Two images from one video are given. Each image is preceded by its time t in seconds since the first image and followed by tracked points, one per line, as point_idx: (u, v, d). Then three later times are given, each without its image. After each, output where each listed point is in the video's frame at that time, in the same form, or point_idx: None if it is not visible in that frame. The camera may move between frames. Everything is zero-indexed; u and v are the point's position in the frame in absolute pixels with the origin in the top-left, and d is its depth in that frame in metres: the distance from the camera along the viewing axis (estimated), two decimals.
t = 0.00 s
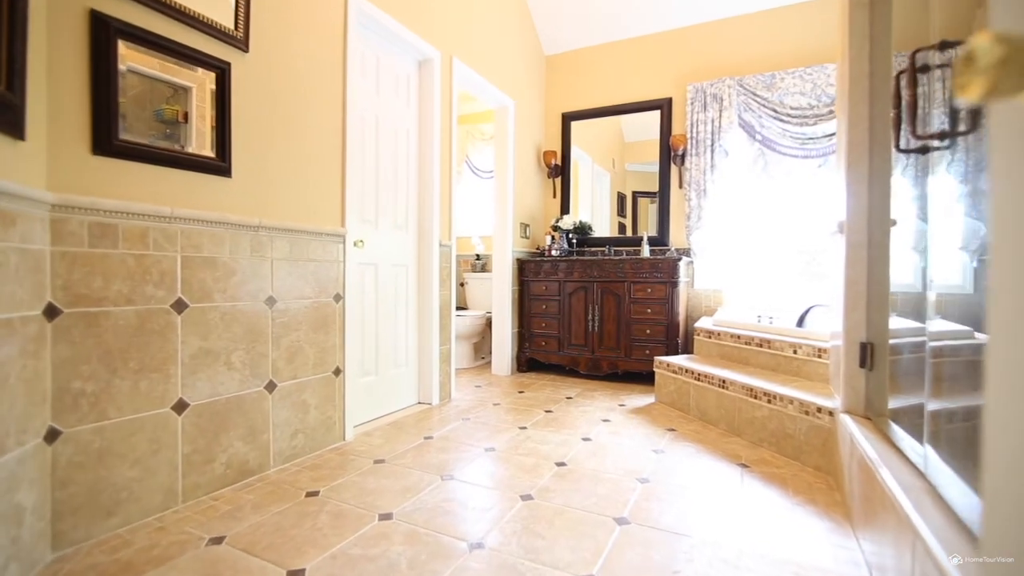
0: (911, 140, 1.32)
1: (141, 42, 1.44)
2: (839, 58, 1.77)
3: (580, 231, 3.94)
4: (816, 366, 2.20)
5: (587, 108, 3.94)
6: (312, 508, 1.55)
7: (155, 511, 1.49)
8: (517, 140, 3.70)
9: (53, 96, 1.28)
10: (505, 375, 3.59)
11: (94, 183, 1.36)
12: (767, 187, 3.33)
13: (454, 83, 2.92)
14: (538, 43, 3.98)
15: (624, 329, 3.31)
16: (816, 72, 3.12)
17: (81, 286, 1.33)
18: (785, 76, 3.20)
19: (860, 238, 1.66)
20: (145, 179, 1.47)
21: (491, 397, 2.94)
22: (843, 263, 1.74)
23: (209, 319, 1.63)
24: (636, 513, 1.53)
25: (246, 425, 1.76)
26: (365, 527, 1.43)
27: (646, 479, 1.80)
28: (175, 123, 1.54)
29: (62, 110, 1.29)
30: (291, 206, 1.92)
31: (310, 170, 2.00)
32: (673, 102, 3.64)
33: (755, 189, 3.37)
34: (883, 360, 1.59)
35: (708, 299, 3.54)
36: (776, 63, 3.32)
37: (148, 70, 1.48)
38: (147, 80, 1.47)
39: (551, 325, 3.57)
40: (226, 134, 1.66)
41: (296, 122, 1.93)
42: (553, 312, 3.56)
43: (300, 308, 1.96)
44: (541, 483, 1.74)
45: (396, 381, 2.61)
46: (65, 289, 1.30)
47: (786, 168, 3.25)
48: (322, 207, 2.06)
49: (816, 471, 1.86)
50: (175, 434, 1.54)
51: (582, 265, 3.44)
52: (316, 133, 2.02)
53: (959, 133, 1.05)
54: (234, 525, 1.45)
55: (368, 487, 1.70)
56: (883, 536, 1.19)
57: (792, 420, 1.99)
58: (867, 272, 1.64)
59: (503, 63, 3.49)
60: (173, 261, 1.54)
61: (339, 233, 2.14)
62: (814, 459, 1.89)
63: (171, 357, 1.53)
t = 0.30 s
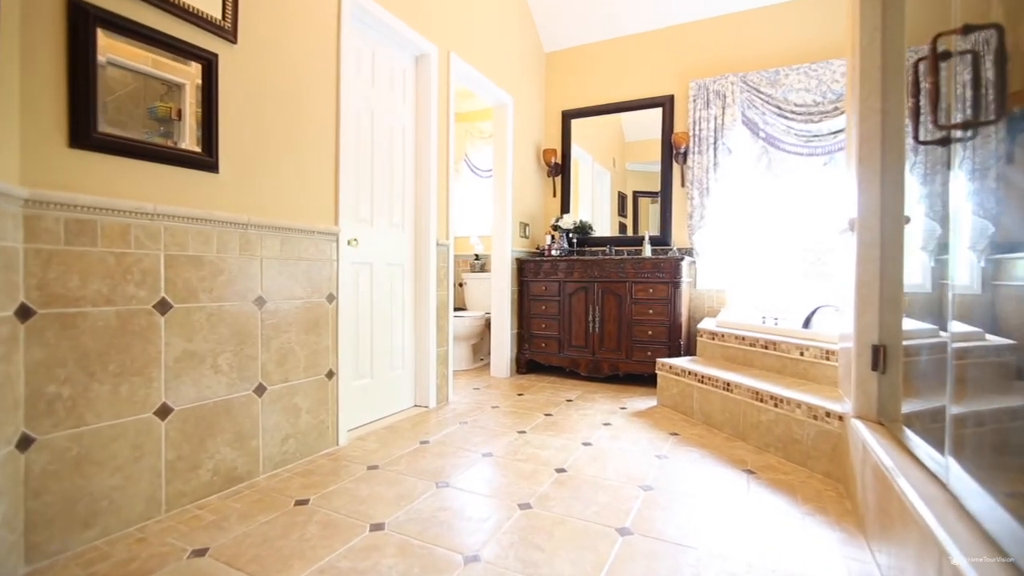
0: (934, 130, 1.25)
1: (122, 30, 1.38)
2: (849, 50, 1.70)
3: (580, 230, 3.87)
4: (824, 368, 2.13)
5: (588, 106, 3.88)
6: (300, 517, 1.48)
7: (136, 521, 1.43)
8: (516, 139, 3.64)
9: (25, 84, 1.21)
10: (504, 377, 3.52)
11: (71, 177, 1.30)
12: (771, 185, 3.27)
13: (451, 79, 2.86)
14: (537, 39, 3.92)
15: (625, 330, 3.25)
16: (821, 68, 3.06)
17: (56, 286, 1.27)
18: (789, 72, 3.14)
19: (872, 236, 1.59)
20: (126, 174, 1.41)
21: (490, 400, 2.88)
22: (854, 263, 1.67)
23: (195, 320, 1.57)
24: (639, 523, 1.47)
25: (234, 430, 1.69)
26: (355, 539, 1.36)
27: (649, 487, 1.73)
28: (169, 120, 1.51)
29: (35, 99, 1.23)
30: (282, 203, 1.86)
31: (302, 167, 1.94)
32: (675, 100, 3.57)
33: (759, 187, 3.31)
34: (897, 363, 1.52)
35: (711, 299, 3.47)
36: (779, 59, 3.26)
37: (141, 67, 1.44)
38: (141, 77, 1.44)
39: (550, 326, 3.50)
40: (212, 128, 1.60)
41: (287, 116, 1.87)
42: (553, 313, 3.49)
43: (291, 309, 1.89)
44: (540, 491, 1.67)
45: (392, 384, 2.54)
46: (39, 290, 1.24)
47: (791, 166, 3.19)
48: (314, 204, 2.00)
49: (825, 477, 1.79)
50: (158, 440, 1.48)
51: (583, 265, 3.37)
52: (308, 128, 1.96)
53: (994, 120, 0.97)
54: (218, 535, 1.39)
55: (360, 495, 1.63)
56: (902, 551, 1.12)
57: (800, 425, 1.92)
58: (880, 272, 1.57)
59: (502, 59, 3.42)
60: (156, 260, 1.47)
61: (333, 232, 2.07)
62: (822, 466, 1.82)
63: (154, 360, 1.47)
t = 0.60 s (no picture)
0: (964, 119, 1.17)
1: (101, 17, 1.31)
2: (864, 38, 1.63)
3: (581, 230, 3.80)
4: (835, 372, 2.05)
5: (589, 103, 3.81)
6: (287, 530, 1.40)
7: (113, 534, 1.35)
8: (516, 136, 3.56)
9: None
10: (504, 379, 3.44)
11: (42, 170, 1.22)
12: (777, 183, 3.20)
13: (449, 73, 2.78)
14: (538, 35, 3.84)
15: (627, 332, 3.17)
16: (828, 63, 2.98)
17: (25, 286, 1.19)
18: (795, 67, 3.06)
19: (889, 233, 1.51)
20: (102, 167, 1.33)
21: (488, 404, 2.80)
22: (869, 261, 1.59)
23: (177, 322, 1.49)
24: (644, 537, 1.39)
25: (219, 437, 1.62)
26: (345, 554, 1.29)
27: (654, 496, 1.65)
28: (162, 118, 1.47)
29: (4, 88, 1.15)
30: (271, 200, 1.79)
31: (292, 161, 1.86)
32: (678, 96, 3.50)
33: (764, 185, 3.23)
34: (917, 366, 1.44)
35: (715, 300, 3.40)
36: (785, 54, 3.18)
37: (133, 62, 1.41)
38: (133, 73, 1.41)
39: (551, 327, 3.42)
40: (196, 121, 1.53)
41: (276, 109, 1.80)
42: (553, 314, 3.41)
43: (280, 310, 1.82)
44: (540, 501, 1.59)
45: (387, 387, 2.47)
46: (5, 290, 1.16)
47: (797, 163, 3.12)
48: (305, 201, 1.92)
49: (838, 486, 1.71)
50: (138, 448, 1.40)
51: (584, 265, 3.29)
52: (297, 121, 1.88)
53: None
54: (199, 550, 1.31)
55: (352, 505, 1.56)
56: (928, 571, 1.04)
57: (811, 430, 1.84)
58: (897, 271, 1.49)
59: (502, 55, 3.35)
60: (135, 258, 1.40)
61: (325, 230, 2.00)
62: (835, 474, 1.75)
63: (132, 364, 1.39)
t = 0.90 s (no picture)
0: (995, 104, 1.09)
1: None
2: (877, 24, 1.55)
3: (577, 228, 3.71)
4: (842, 375, 1.97)
5: (585, 98, 3.72)
6: (262, 549, 1.30)
7: (73, 554, 1.25)
8: (510, 131, 3.47)
9: None
10: (498, 382, 3.35)
11: None
12: (778, 180, 3.12)
13: (441, 65, 2.69)
14: (533, 29, 3.75)
15: (625, 333, 3.08)
16: (831, 57, 2.91)
17: None
18: (797, 61, 2.99)
19: (905, 229, 1.43)
20: (60, 157, 1.23)
21: (482, 408, 2.70)
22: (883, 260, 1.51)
23: (145, 324, 1.39)
24: (646, 553, 1.30)
25: (193, 447, 1.51)
26: None
27: (656, 508, 1.56)
28: (144, 112, 1.39)
29: None
30: (251, 194, 1.68)
31: (272, 154, 1.76)
32: (677, 91, 3.42)
33: (765, 182, 3.15)
34: (935, 371, 1.36)
35: (715, 300, 3.33)
36: (785, 48, 3.11)
37: (111, 53, 1.34)
38: (115, 66, 1.35)
39: (547, 329, 3.33)
40: (166, 108, 1.42)
41: (256, 98, 1.69)
42: (549, 315, 3.32)
43: (260, 312, 1.71)
44: (535, 514, 1.50)
45: (376, 392, 2.37)
46: None
47: (798, 160, 3.04)
48: (286, 196, 1.82)
49: (848, 496, 1.63)
50: (101, 461, 1.30)
51: (581, 264, 3.20)
52: (278, 111, 1.78)
53: None
54: (165, 572, 1.21)
55: (334, 520, 1.46)
56: None
57: (819, 437, 1.76)
58: (912, 269, 1.41)
59: (496, 48, 3.26)
60: (98, 256, 1.29)
61: (309, 226, 1.90)
62: (845, 483, 1.66)
63: (95, 370, 1.29)
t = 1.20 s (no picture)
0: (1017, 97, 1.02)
1: None
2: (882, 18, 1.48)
3: (569, 230, 3.63)
4: (844, 383, 1.91)
5: (577, 98, 3.64)
6: None
7: None
8: (501, 131, 3.38)
9: None
10: (489, 389, 3.25)
11: None
12: (773, 182, 3.07)
13: (428, 62, 2.59)
14: (524, 27, 3.67)
15: (618, 338, 3.00)
16: (826, 56, 2.85)
17: None
18: (792, 60, 2.93)
19: (914, 233, 1.36)
20: (5, 154, 1.12)
21: (471, 417, 2.61)
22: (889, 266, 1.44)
23: (103, 337, 1.28)
24: None
25: (158, 467, 1.41)
26: None
27: (652, 527, 1.48)
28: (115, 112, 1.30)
29: None
30: (222, 195, 1.58)
31: (245, 152, 1.66)
32: (670, 90, 3.35)
33: (760, 184, 3.09)
34: (945, 383, 1.29)
35: (708, 304, 3.24)
36: (780, 48, 3.06)
37: (87, 49, 1.26)
38: (92, 63, 1.27)
39: (538, 334, 3.24)
40: (127, 101, 1.32)
41: (227, 93, 1.59)
42: (540, 320, 3.23)
43: (232, 321, 1.61)
44: (525, 536, 1.41)
45: (360, 402, 2.26)
46: None
47: (793, 161, 2.99)
48: (261, 197, 1.72)
49: (853, 512, 1.56)
50: (53, 486, 1.19)
51: (573, 268, 3.12)
52: (252, 107, 1.68)
53: None
54: None
55: (309, 546, 1.36)
56: None
57: (822, 450, 1.69)
58: (922, 276, 1.34)
59: (486, 45, 3.17)
60: (49, 262, 1.19)
61: (287, 229, 1.80)
62: (849, 498, 1.59)
63: (46, 387, 1.18)
